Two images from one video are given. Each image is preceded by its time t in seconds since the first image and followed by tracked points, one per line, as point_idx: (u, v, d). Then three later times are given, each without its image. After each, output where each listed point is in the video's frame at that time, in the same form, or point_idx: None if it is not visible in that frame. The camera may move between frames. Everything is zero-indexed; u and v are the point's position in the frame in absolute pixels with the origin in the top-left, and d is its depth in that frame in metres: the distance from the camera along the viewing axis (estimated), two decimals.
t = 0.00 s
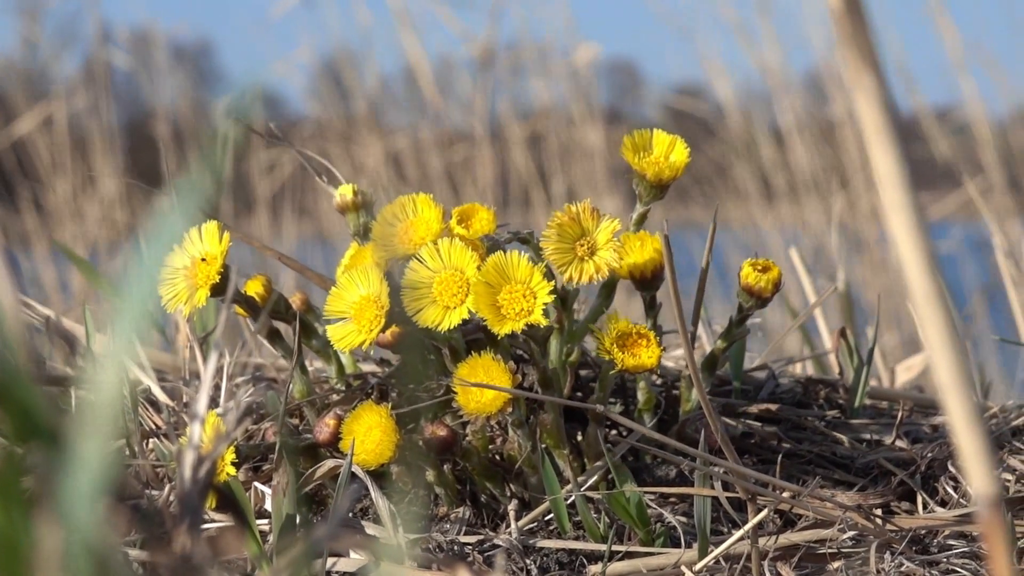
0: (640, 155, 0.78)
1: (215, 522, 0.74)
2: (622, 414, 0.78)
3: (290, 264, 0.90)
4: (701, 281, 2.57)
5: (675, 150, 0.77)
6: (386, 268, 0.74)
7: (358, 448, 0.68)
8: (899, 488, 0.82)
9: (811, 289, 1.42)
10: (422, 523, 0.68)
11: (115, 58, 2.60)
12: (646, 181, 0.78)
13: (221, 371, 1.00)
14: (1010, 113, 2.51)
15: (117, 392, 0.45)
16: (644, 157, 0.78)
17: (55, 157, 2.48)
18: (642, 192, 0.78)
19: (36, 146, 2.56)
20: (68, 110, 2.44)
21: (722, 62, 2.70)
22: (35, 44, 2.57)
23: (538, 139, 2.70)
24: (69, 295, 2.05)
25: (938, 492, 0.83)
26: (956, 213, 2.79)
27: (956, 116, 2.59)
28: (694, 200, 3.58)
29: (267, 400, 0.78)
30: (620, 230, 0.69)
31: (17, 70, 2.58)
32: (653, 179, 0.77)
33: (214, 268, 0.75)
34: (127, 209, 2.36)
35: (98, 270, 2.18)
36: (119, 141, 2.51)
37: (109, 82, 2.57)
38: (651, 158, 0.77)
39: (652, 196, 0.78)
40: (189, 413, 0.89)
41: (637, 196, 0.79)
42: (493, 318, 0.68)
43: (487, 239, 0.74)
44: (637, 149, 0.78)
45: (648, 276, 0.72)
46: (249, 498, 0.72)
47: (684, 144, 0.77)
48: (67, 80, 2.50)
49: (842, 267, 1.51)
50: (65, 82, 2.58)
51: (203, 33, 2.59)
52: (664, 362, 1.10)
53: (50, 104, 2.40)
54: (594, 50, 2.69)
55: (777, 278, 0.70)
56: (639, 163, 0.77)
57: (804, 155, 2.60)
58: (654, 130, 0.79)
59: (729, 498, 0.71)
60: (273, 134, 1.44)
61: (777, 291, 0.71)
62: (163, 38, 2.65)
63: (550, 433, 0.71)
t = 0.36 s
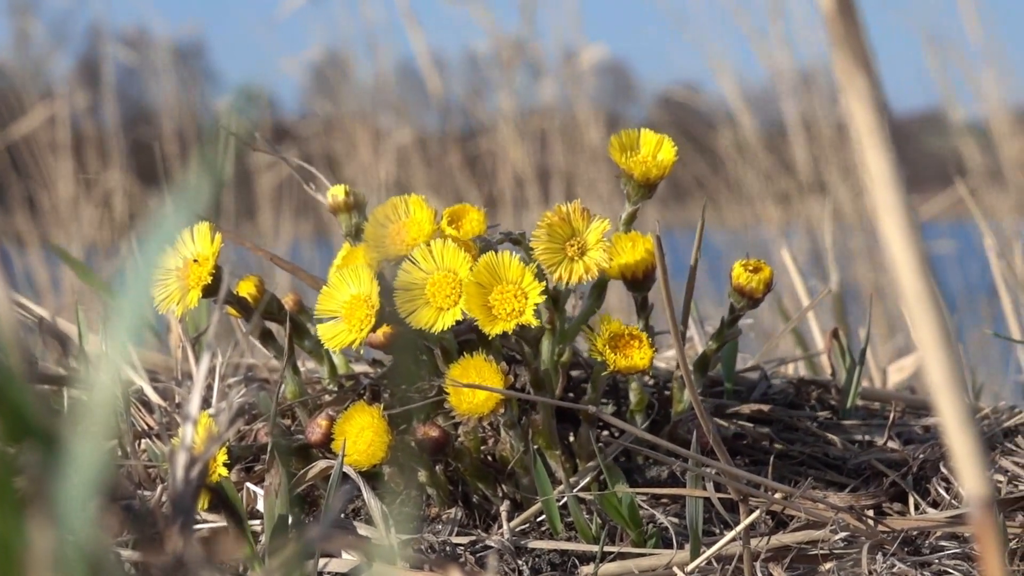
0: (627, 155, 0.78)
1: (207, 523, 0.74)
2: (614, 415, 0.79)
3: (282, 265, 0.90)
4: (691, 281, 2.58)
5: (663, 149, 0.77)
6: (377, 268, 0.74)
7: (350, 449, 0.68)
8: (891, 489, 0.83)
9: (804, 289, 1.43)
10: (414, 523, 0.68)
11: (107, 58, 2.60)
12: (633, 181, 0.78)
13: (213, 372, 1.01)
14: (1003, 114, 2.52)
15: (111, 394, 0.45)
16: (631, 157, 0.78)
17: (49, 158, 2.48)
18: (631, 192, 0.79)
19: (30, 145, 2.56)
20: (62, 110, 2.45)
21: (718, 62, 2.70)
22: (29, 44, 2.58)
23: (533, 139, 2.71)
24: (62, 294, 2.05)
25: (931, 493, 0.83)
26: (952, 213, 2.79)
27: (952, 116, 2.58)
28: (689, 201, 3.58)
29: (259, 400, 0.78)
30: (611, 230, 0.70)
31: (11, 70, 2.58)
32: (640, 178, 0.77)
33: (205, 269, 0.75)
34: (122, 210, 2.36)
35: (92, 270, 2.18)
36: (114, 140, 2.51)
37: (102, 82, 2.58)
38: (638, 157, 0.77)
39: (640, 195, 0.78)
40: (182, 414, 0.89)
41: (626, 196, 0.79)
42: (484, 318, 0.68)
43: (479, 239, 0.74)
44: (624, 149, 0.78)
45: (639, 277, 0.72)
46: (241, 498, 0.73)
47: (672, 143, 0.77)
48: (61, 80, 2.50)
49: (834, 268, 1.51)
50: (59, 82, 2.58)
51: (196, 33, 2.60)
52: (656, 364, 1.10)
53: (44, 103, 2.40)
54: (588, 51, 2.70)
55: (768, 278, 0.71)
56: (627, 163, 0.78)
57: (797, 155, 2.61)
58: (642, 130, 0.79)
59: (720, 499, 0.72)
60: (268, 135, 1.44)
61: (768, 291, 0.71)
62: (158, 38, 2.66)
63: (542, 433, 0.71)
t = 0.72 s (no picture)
0: (622, 157, 0.78)
1: (199, 524, 0.74)
2: (606, 416, 0.79)
3: (274, 266, 0.90)
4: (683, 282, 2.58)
5: (658, 151, 0.77)
6: (369, 269, 0.74)
7: (342, 450, 0.68)
8: (883, 490, 0.83)
9: (794, 290, 1.43)
10: (406, 524, 0.68)
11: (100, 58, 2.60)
12: (629, 182, 0.78)
13: (204, 373, 1.01)
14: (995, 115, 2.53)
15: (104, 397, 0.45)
16: (626, 158, 0.78)
17: (43, 158, 2.48)
18: (625, 194, 0.79)
19: (21, 145, 2.56)
20: (55, 111, 2.45)
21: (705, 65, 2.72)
22: (20, 43, 2.57)
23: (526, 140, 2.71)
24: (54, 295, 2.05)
25: (922, 494, 0.84)
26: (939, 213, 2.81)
27: (939, 118, 2.60)
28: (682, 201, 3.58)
29: (250, 401, 0.79)
30: (603, 232, 0.70)
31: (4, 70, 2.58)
32: (637, 180, 0.77)
33: (197, 270, 0.75)
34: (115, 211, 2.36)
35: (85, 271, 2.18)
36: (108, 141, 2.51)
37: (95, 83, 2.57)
38: (632, 159, 0.77)
39: (635, 197, 0.78)
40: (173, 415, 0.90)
41: (620, 198, 0.79)
42: (477, 320, 0.68)
43: (472, 241, 0.75)
44: (619, 150, 0.78)
45: (632, 278, 0.72)
46: (233, 499, 0.73)
47: (667, 146, 0.77)
48: (55, 80, 2.50)
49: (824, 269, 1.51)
50: (52, 82, 2.58)
51: (188, 34, 2.59)
52: (647, 364, 1.10)
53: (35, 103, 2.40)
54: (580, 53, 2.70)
55: (760, 280, 0.71)
56: (621, 164, 0.78)
57: (790, 155, 2.62)
58: (637, 132, 0.79)
59: (711, 499, 0.72)
60: (256, 135, 1.44)
61: (760, 293, 0.71)
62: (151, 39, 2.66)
63: (534, 435, 0.72)
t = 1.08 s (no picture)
0: (611, 158, 0.78)
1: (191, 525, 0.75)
2: (598, 417, 0.79)
3: (267, 268, 0.90)
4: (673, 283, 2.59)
5: (647, 151, 0.77)
6: (360, 271, 0.74)
7: (334, 451, 0.68)
8: (875, 492, 0.83)
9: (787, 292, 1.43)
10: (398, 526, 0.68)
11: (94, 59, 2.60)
12: (617, 183, 0.78)
13: (197, 374, 1.01)
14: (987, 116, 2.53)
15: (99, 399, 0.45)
16: (615, 159, 0.78)
17: (37, 159, 2.48)
18: (614, 195, 0.79)
19: (16, 146, 2.56)
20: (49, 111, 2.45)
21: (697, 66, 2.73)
22: (14, 43, 2.57)
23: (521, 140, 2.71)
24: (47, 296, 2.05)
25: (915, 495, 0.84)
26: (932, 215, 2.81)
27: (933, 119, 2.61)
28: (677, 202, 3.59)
29: (242, 403, 0.79)
30: (590, 234, 0.70)
31: None
32: (624, 181, 0.77)
33: (188, 272, 0.75)
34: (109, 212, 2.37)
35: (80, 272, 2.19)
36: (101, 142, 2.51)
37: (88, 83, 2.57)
38: (621, 159, 0.77)
39: (624, 198, 0.78)
40: (166, 416, 0.90)
41: (610, 199, 0.79)
42: (460, 325, 0.68)
43: (459, 243, 0.75)
44: (608, 151, 0.78)
45: (622, 280, 0.72)
46: (225, 500, 0.73)
47: (656, 146, 0.77)
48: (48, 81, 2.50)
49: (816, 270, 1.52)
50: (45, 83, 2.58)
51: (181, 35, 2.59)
52: (639, 366, 1.10)
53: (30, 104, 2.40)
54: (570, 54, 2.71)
55: (752, 281, 0.71)
56: (610, 166, 0.78)
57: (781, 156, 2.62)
58: (626, 132, 0.79)
59: (703, 501, 0.72)
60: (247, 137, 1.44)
61: (751, 294, 0.71)
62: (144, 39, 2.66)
63: (526, 436, 0.71)
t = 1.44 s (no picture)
0: (604, 161, 0.78)
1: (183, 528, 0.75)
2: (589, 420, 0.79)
3: (259, 271, 0.90)
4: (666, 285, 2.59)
5: (640, 154, 0.78)
6: (353, 274, 0.75)
7: (325, 454, 0.69)
8: (867, 494, 0.84)
9: (779, 293, 1.43)
10: (390, 529, 0.68)
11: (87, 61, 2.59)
12: (611, 186, 0.78)
13: (189, 377, 1.01)
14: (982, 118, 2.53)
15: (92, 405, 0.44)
16: (608, 162, 0.78)
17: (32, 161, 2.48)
18: (607, 198, 0.79)
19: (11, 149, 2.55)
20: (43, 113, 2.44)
21: (687, 69, 2.74)
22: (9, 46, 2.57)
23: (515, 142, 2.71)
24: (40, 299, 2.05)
25: (906, 498, 0.85)
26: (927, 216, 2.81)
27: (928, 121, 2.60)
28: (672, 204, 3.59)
29: (235, 406, 0.80)
30: (586, 236, 0.70)
31: None
32: (618, 183, 0.77)
33: (180, 275, 0.76)
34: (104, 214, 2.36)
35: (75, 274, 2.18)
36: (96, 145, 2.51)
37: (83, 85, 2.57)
38: (614, 162, 0.77)
39: (618, 201, 0.78)
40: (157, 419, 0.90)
41: (603, 202, 0.79)
42: (456, 327, 0.69)
43: (456, 245, 0.75)
44: (601, 154, 0.78)
45: (614, 282, 0.72)
46: (217, 503, 0.74)
47: (649, 149, 0.77)
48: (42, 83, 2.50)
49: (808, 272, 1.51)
50: (40, 86, 2.57)
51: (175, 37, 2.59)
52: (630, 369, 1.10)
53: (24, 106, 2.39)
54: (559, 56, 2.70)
55: (743, 283, 0.71)
56: (603, 168, 0.78)
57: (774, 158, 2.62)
58: (619, 136, 0.80)
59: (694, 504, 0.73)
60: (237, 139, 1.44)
61: (743, 297, 0.71)
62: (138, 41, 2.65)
63: (517, 439, 0.72)
